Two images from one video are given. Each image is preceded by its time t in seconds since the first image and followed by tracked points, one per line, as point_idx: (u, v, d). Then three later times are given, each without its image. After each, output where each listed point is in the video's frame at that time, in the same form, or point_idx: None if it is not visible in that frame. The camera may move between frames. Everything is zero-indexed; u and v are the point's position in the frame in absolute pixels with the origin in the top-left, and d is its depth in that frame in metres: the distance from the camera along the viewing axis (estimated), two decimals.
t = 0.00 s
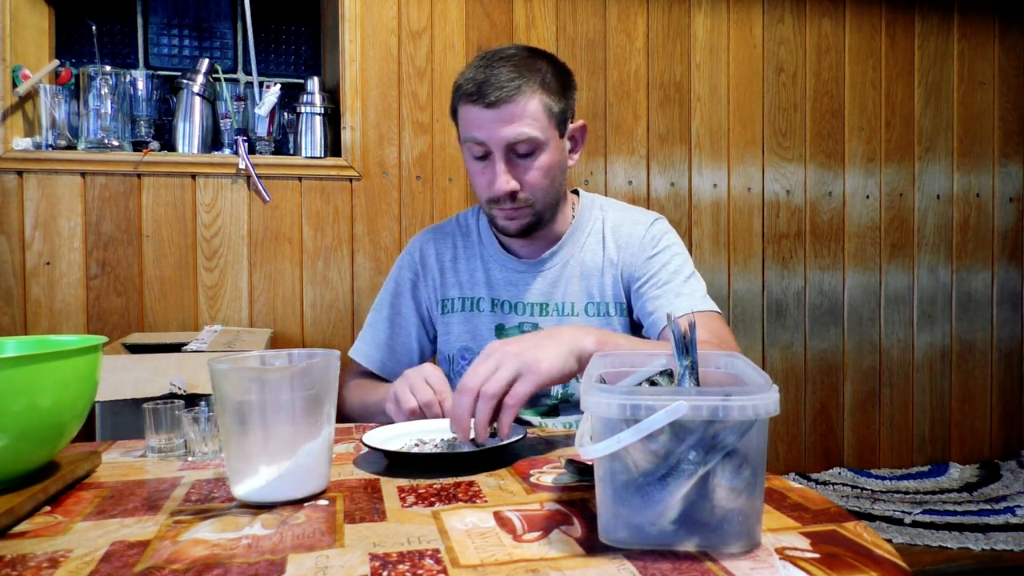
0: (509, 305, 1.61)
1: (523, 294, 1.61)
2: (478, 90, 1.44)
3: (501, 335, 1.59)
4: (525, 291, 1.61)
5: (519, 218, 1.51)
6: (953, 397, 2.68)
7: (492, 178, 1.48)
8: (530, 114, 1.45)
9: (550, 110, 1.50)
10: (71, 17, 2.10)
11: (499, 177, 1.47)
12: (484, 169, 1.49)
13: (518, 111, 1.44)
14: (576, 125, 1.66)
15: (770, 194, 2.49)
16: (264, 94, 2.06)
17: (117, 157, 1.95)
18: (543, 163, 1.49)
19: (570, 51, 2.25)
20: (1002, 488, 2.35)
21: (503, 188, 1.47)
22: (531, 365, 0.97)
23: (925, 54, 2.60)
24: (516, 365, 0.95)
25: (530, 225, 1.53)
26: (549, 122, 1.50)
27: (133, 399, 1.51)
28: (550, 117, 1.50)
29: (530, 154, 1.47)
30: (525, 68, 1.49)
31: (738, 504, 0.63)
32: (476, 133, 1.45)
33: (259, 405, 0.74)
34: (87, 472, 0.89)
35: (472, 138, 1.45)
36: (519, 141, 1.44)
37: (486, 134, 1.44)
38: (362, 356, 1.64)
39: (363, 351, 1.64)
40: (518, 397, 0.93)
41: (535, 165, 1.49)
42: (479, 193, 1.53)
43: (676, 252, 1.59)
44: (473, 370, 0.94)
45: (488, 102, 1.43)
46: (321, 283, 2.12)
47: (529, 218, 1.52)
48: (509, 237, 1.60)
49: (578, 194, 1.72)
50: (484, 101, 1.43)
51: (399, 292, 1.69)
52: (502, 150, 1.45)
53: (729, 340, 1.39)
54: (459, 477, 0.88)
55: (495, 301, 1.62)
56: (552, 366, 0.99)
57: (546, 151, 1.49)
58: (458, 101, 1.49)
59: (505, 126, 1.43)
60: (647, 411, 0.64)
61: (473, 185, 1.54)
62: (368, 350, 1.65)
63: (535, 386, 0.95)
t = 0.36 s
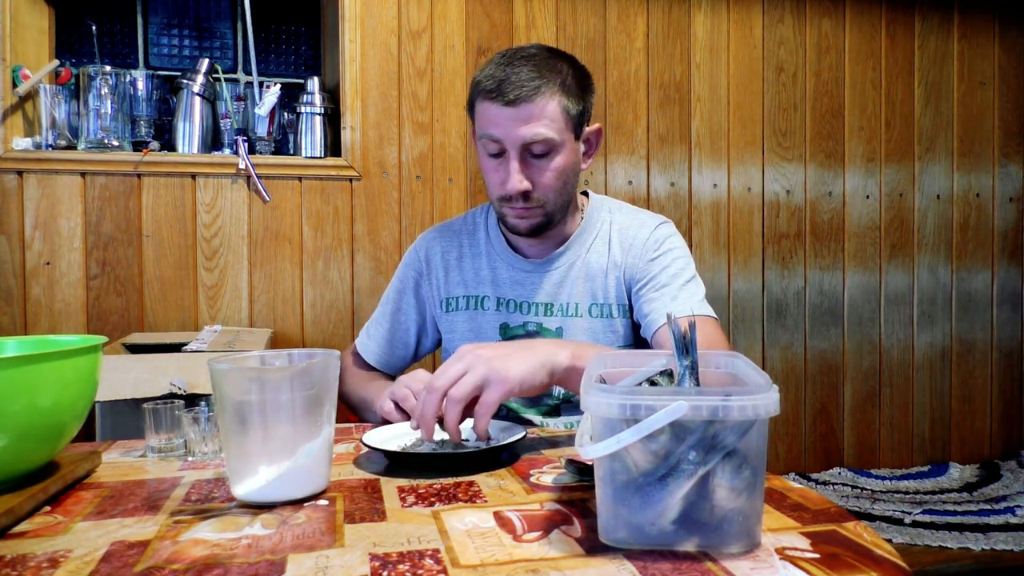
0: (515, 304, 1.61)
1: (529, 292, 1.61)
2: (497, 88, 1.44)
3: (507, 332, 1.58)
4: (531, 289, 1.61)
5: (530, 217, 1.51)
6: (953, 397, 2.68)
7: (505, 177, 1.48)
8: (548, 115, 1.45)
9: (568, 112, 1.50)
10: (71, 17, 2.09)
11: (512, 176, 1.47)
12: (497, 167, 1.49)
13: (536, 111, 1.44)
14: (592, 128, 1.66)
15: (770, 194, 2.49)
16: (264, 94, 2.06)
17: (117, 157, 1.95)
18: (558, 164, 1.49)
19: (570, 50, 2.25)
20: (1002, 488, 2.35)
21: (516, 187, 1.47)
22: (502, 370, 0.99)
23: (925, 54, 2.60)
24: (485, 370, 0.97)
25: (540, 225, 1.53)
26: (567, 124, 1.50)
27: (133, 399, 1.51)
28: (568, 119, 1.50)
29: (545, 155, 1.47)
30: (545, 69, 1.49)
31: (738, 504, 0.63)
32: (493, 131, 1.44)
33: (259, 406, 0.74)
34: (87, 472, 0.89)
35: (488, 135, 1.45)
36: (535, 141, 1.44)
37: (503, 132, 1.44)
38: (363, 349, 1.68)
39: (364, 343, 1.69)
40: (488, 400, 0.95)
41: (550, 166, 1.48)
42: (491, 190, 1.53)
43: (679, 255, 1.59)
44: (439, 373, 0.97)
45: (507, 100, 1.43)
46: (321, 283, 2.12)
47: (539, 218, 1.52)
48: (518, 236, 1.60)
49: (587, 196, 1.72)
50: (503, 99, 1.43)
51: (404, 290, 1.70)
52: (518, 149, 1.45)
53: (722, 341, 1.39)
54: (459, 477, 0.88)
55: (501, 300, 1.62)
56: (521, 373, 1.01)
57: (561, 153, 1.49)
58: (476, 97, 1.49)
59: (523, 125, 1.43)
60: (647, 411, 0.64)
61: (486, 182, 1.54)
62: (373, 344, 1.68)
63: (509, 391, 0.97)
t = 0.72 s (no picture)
0: (513, 303, 1.61)
1: (524, 292, 1.61)
2: (495, 86, 1.44)
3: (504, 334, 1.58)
4: (529, 289, 1.61)
5: (527, 216, 1.51)
6: (953, 397, 2.68)
7: (503, 175, 1.48)
8: (546, 113, 1.45)
9: (565, 111, 1.50)
10: (71, 17, 2.09)
11: (510, 174, 1.46)
12: (495, 165, 1.49)
13: (534, 108, 1.44)
14: (588, 127, 1.66)
15: (770, 194, 2.49)
16: (264, 94, 2.06)
17: (117, 157, 1.95)
18: (555, 162, 1.49)
19: (570, 50, 2.25)
20: (1002, 488, 2.35)
21: (514, 185, 1.46)
22: (494, 386, 0.98)
23: (925, 54, 2.60)
24: (478, 387, 0.97)
25: (537, 224, 1.53)
26: (564, 122, 1.50)
27: (133, 399, 1.51)
28: (565, 118, 1.50)
29: (542, 153, 1.47)
30: (543, 67, 1.49)
31: (738, 504, 0.63)
32: (491, 129, 1.44)
33: (259, 405, 0.74)
34: (87, 472, 0.89)
35: (486, 133, 1.45)
36: (533, 138, 1.44)
37: (501, 130, 1.44)
38: (362, 351, 1.70)
39: (363, 342, 1.72)
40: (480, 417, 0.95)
41: (547, 164, 1.48)
42: (489, 188, 1.53)
43: (676, 252, 1.58)
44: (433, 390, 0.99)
45: (504, 98, 1.43)
46: (321, 283, 2.12)
47: (536, 217, 1.51)
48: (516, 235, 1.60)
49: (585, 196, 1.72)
50: (501, 97, 1.43)
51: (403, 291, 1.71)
52: (515, 147, 1.45)
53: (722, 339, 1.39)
54: (459, 477, 0.88)
55: (498, 300, 1.62)
56: (515, 388, 1.00)
57: (558, 151, 1.49)
58: (474, 96, 1.49)
59: (520, 123, 1.43)
60: (648, 411, 0.64)
61: (484, 180, 1.54)
62: (373, 346, 1.70)
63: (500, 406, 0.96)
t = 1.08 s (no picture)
0: (514, 303, 1.61)
1: (526, 292, 1.61)
2: (498, 84, 1.44)
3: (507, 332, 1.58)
4: (531, 288, 1.61)
5: (530, 213, 1.50)
6: (953, 397, 2.68)
7: (507, 172, 1.48)
8: (549, 110, 1.45)
9: (568, 108, 1.50)
10: (71, 17, 2.09)
11: (514, 171, 1.46)
12: (498, 163, 1.49)
13: (537, 105, 1.44)
14: (588, 126, 1.66)
15: (770, 194, 2.49)
16: (264, 94, 2.06)
17: (117, 157, 1.95)
18: (558, 160, 1.49)
19: (570, 50, 2.25)
20: (1002, 488, 2.35)
21: (518, 182, 1.46)
22: (509, 382, 0.98)
23: (925, 54, 2.60)
24: (494, 383, 0.97)
25: (540, 221, 1.53)
26: (567, 120, 1.50)
27: (133, 399, 1.51)
28: (567, 115, 1.50)
29: (546, 150, 1.47)
30: (546, 66, 1.50)
31: (738, 504, 0.63)
32: (495, 127, 1.44)
33: (259, 405, 0.74)
34: (87, 472, 0.89)
35: (490, 130, 1.45)
36: (537, 136, 1.44)
37: (505, 128, 1.44)
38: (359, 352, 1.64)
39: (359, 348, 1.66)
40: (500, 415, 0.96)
41: (551, 161, 1.48)
42: (492, 186, 1.52)
43: (677, 251, 1.59)
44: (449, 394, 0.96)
45: (509, 95, 1.43)
46: (321, 283, 2.12)
47: (539, 214, 1.51)
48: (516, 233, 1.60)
49: (584, 196, 1.71)
50: (505, 94, 1.43)
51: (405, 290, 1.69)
52: (519, 144, 1.45)
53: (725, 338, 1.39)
54: (459, 477, 0.88)
55: (500, 300, 1.62)
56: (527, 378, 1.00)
57: (562, 148, 1.49)
58: (476, 94, 1.50)
59: (524, 120, 1.43)
60: (648, 411, 0.64)
61: (486, 179, 1.54)
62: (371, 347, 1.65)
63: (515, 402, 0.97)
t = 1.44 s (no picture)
0: (517, 303, 1.61)
1: (530, 292, 1.61)
2: (507, 81, 1.45)
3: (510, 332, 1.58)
4: (534, 287, 1.61)
5: (536, 211, 1.50)
6: (953, 397, 2.68)
7: (514, 169, 1.47)
8: (557, 108, 1.46)
9: (575, 107, 1.51)
10: (70, 17, 2.09)
11: (521, 168, 1.46)
12: (505, 160, 1.49)
13: (545, 103, 1.44)
14: (594, 126, 1.66)
15: (770, 194, 2.49)
16: (264, 94, 2.06)
17: (117, 157, 1.95)
18: (565, 158, 1.49)
19: (570, 50, 2.25)
20: (1002, 488, 2.35)
21: (525, 179, 1.46)
22: (522, 379, 0.99)
23: (925, 54, 2.60)
24: (507, 381, 0.98)
25: (545, 220, 1.52)
26: (574, 118, 1.50)
27: (133, 399, 1.50)
28: (575, 114, 1.50)
29: (553, 148, 1.47)
30: (555, 64, 1.50)
31: (738, 504, 0.63)
32: (502, 123, 1.44)
33: (259, 405, 0.74)
34: (87, 472, 0.89)
35: (497, 127, 1.45)
36: (545, 133, 1.44)
37: (513, 125, 1.44)
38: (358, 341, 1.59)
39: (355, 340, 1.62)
40: (509, 410, 0.95)
41: (557, 159, 1.48)
42: (497, 184, 1.52)
43: (679, 251, 1.59)
44: (459, 392, 0.96)
45: (517, 92, 1.43)
46: (321, 283, 2.12)
47: (544, 212, 1.51)
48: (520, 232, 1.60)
49: (586, 195, 1.71)
50: (513, 91, 1.43)
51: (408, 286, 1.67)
52: (527, 141, 1.45)
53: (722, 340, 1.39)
54: (460, 477, 0.88)
55: (503, 299, 1.62)
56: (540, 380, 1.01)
57: (569, 146, 1.49)
58: (483, 92, 1.50)
59: (532, 117, 1.43)
60: (647, 411, 0.64)
61: (492, 176, 1.53)
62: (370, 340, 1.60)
63: (526, 400, 0.97)
